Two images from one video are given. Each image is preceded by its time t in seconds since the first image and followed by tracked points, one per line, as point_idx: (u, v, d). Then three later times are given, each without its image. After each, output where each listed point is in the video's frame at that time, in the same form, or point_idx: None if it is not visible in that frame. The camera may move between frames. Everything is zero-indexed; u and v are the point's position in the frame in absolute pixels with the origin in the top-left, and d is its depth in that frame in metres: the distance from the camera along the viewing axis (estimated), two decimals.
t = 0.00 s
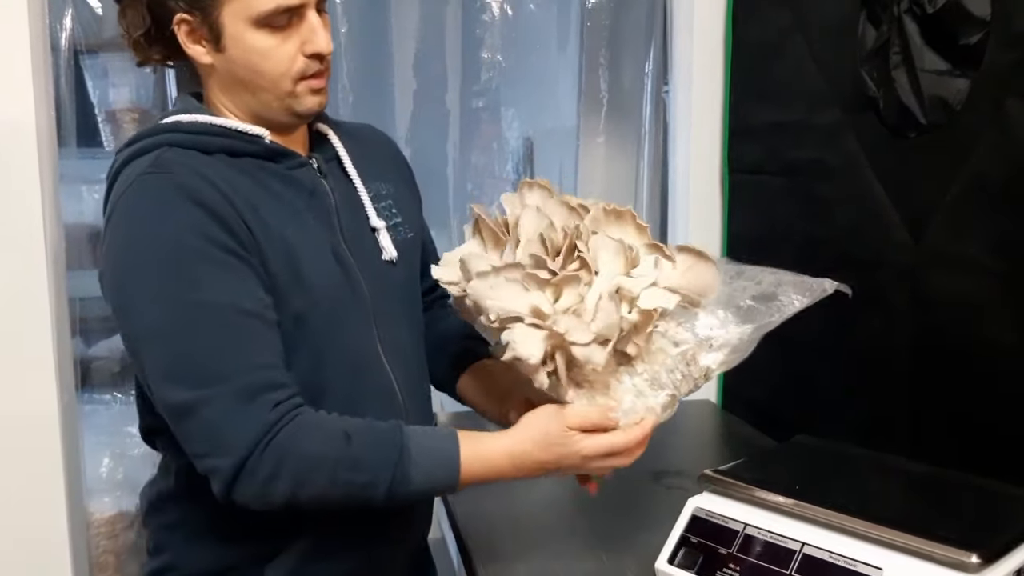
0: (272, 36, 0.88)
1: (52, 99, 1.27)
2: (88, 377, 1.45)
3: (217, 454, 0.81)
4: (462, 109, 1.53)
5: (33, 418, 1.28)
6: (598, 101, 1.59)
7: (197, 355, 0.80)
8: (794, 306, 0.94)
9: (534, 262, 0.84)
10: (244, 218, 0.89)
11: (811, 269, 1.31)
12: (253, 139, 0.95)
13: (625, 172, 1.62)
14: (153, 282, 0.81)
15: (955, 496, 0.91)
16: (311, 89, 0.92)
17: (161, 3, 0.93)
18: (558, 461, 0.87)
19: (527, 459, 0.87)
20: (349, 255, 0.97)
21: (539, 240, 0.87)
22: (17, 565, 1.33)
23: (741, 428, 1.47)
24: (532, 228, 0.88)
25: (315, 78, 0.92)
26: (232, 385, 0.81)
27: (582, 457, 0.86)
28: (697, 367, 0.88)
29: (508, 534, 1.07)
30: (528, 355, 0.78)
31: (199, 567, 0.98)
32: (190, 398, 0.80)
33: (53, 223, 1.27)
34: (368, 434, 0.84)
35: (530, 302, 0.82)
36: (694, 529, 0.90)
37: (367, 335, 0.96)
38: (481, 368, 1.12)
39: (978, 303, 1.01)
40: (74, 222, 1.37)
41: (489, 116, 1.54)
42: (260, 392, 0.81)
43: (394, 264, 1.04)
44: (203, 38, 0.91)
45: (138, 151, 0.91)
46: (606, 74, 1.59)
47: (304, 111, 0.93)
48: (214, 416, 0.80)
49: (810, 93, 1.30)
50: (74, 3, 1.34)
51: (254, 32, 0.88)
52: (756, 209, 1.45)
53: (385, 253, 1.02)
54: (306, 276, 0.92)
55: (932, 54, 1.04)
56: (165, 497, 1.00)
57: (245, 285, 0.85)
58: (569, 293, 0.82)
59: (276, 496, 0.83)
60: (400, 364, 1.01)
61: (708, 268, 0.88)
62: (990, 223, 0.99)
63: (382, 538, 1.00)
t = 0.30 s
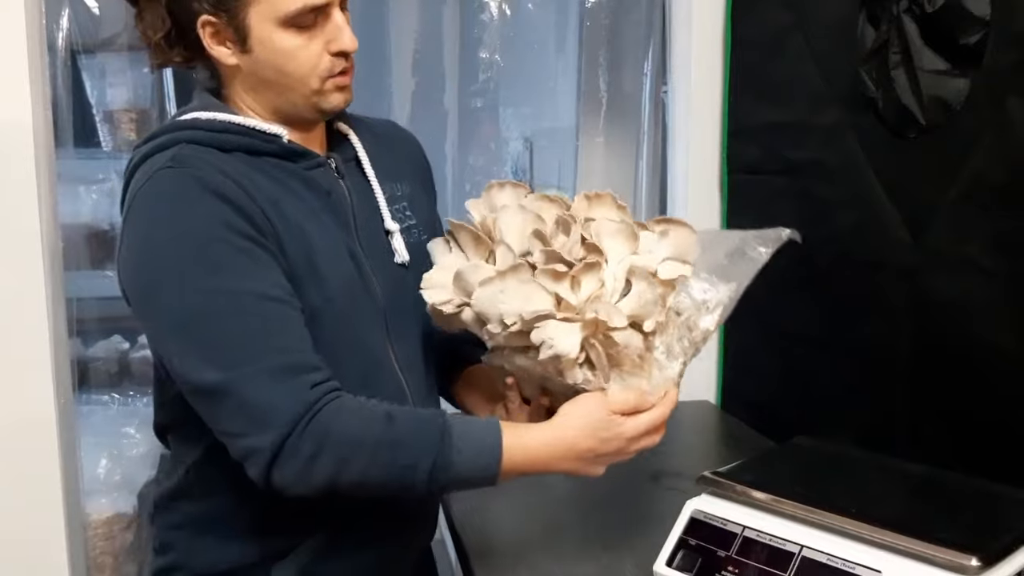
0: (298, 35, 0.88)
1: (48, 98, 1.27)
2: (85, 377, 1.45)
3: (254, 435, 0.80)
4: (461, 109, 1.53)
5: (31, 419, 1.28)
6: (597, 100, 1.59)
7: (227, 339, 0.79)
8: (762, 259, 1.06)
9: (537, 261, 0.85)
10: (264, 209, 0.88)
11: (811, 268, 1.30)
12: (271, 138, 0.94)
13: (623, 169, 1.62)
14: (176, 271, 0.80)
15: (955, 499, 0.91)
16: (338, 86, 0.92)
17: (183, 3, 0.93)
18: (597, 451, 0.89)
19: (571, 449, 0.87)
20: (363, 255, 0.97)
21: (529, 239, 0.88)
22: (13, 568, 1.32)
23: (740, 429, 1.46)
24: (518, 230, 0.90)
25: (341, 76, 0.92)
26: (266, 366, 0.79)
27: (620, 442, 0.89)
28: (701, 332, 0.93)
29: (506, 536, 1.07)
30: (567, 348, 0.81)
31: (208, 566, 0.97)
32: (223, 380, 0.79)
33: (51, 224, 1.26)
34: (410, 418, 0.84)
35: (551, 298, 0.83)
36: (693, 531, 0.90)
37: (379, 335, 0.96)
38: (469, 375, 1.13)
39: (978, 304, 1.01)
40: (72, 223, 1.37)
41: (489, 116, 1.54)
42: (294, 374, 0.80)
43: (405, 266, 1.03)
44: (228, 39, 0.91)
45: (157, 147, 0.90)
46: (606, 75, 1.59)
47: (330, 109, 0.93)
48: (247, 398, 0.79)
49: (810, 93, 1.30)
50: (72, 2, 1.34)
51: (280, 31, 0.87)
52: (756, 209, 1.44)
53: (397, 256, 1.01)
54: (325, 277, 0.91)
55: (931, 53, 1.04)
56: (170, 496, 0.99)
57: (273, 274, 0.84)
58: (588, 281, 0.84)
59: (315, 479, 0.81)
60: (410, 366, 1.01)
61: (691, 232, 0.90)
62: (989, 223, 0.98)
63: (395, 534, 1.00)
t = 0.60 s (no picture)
0: (293, 35, 0.87)
1: (46, 97, 1.26)
2: (84, 378, 1.44)
3: (272, 427, 0.79)
4: (461, 108, 1.52)
5: (29, 419, 1.27)
6: (597, 99, 1.57)
7: (241, 331, 0.78)
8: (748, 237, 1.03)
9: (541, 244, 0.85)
10: (269, 207, 0.87)
11: (813, 269, 1.30)
12: (274, 138, 0.93)
13: (624, 168, 1.60)
14: (184, 270, 0.79)
15: (958, 501, 0.90)
16: (334, 86, 0.91)
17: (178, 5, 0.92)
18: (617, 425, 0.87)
19: (593, 425, 0.85)
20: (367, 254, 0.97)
21: (532, 222, 0.88)
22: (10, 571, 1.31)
23: (740, 429, 1.46)
24: (518, 215, 0.89)
25: (338, 75, 0.91)
26: (281, 357, 0.78)
27: (640, 417, 0.88)
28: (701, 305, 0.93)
29: (505, 538, 1.06)
30: (582, 322, 0.80)
31: (214, 568, 0.96)
32: (238, 372, 0.78)
33: (48, 223, 1.26)
34: (428, 403, 0.82)
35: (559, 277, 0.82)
36: (694, 533, 0.89)
37: (382, 333, 0.95)
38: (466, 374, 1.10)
39: (981, 305, 1.00)
40: (70, 223, 1.37)
41: (488, 116, 1.53)
42: (309, 362, 0.79)
43: (408, 267, 1.03)
44: (225, 42, 0.90)
45: (161, 147, 0.89)
46: (605, 74, 1.57)
47: (328, 110, 0.92)
48: (263, 389, 0.78)
49: (811, 93, 1.29)
50: (70, 2, 1.33)
51: (274, 32, 0.86)
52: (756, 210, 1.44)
53: (398, 255, 1.01)
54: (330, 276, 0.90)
55: (934, 52, 1.03)
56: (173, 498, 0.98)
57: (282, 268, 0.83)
58: (595, 256, 0.84)
59: (336, 470, 0.80)
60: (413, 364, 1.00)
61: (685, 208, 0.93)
62: (993, 223, 0.98)
63: (395, 538, 0.99)
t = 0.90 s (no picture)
0: (283, 31, 0.86)
1: (46, 96, 1.25)
2: (84, 379, 1.44)
3: (300, 408, 0.78)
4: (462, 108, 1.52)
5: (29, 421, 1.27)
6: (597, 100, 1.56)
7: (259, 315, 0.77)
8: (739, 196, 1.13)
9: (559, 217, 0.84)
10: (273, 198, 0.87)
11: (816, 270, 1.29)
12: (273, 136, 0.92)
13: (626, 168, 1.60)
14: (193, 261, 0.78)
15: (964, 504, 0.90)
16: (329, 79, 0.90)
17: (171, 10, 0.91)
18: (638, 393, 0.87)
19: (617, 394, 0.85)
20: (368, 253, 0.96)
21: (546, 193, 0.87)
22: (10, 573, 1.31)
23: (741, 429, 1.45)
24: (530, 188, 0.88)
25: (332, 68, 0.90)
26: (302, 335, 0.77)
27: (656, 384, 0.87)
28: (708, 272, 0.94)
29: (505, 540, 1.05)
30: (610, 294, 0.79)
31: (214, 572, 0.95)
32: (260, 355, 0.77)
33: (48, 224, 1.25)
34: (455, 378, 0.82)
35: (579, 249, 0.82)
36: (699, 537, 0.88)
37: (383, 333, 0.94)
38: (471, 361, 1.11)
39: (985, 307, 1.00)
40: (70, 223, 1.36)
41: (489, 115, 1.53)
42: (329, 341, 0.78)
43: (407, 266, 1.02)
44: (217, 42, 0.89)
45: (161, 145, 0.88)
46: (606, 74, 1.56)
47: (326, 103, 0.91)
48: (287, 370, 0.77)
49: (814, 93, 1.28)
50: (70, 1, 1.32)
51: (264, 29, 0.85)
52: (758, 210, 1.43)
53: (397, 255, 1.00)
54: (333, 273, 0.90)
55: (940, 52, 1.03)
56: (173, 500, 0.97)
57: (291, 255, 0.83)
58: (614, 228, 0.83)
59: (368, 449, 0.79)
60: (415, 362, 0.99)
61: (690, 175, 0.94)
62: (999, 225, 0.97)
63: (394, 541, 0.98)
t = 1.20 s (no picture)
0: (290, 33, 0.85)
1: (46, 98, 1.25)
2: (83, 380, 1.42)
3: (326, 403, 0.77)
4: (463, 109, 1.51)
5: (30, 423, 1.26)
6: (598, 101, 1.56)
7: (279, 311, 0.77)
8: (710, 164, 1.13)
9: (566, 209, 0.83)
10: (283, 195, 0.87)
11: (819, 271, 1.29)
12: (279, 137, 0.92)
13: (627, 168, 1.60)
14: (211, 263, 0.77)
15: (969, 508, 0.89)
16: (337, 80, 0.90)
17: (174, 11, 0.90)
18: (650, 379, 0.87)
19: (632, 381, 0.85)
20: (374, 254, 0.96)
21: (548, 185, 0.86)
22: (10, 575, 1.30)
23: (744, 430, 1.45)
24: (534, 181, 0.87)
25: (339, 69, 0.90)
26: (325, 329, 0.77)
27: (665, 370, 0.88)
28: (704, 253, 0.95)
29: (509, 542, 1.05)
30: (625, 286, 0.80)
31: None
32: (284, 352, 0.76)
33: (48, 226, 1.24)
34: (476, 369, 0.81)
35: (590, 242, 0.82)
36: (703, 541, 0.88)
37: (389, 334, 0.94)
38: (472, 353, 1.11)
39: (992, 309, 0.99)
40: (70, 225, 1.35)
41: (490, 116, 1.52)
42: (348, 334, 0.78)
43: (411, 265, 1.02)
44: (222, 45, 0.89)
45: (169, 148, 0.86)
46: (607, 75, 1.56)
47: (331, 104, 0.91)
48: (311, 365, 0.76)
49: (818, 94, 1.28)
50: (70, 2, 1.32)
51: (272, 31, 0.85)
52: (761, 211, 1.43)
53: (401, 255, 1.00)
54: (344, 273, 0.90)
55: (945, 53, 1.01)
56: (183, 503, 0.97)
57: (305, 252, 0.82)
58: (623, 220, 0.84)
59: (395, 441, 0.78)
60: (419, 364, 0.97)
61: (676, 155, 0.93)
62: (1005, 227, 0.96)
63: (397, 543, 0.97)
